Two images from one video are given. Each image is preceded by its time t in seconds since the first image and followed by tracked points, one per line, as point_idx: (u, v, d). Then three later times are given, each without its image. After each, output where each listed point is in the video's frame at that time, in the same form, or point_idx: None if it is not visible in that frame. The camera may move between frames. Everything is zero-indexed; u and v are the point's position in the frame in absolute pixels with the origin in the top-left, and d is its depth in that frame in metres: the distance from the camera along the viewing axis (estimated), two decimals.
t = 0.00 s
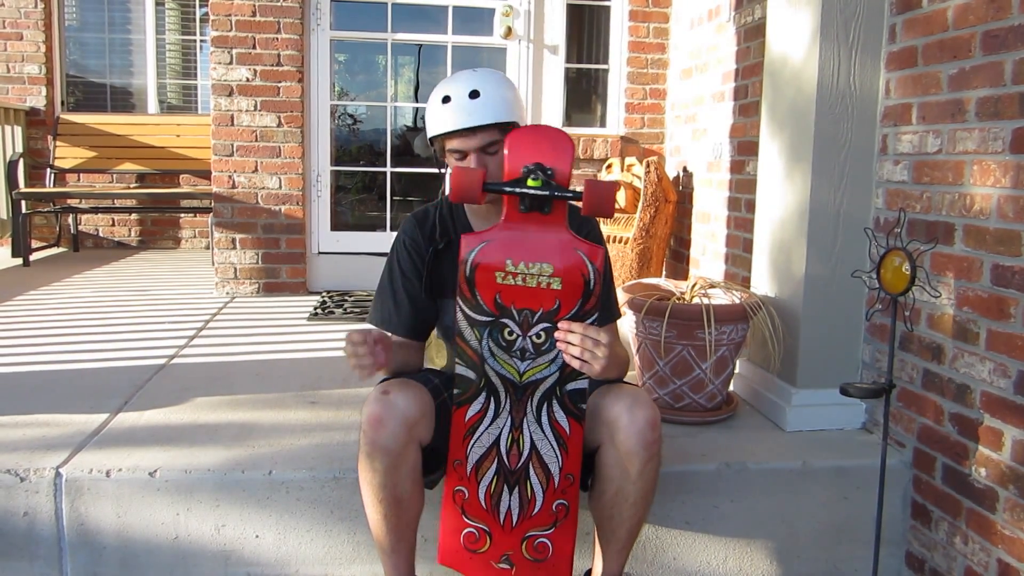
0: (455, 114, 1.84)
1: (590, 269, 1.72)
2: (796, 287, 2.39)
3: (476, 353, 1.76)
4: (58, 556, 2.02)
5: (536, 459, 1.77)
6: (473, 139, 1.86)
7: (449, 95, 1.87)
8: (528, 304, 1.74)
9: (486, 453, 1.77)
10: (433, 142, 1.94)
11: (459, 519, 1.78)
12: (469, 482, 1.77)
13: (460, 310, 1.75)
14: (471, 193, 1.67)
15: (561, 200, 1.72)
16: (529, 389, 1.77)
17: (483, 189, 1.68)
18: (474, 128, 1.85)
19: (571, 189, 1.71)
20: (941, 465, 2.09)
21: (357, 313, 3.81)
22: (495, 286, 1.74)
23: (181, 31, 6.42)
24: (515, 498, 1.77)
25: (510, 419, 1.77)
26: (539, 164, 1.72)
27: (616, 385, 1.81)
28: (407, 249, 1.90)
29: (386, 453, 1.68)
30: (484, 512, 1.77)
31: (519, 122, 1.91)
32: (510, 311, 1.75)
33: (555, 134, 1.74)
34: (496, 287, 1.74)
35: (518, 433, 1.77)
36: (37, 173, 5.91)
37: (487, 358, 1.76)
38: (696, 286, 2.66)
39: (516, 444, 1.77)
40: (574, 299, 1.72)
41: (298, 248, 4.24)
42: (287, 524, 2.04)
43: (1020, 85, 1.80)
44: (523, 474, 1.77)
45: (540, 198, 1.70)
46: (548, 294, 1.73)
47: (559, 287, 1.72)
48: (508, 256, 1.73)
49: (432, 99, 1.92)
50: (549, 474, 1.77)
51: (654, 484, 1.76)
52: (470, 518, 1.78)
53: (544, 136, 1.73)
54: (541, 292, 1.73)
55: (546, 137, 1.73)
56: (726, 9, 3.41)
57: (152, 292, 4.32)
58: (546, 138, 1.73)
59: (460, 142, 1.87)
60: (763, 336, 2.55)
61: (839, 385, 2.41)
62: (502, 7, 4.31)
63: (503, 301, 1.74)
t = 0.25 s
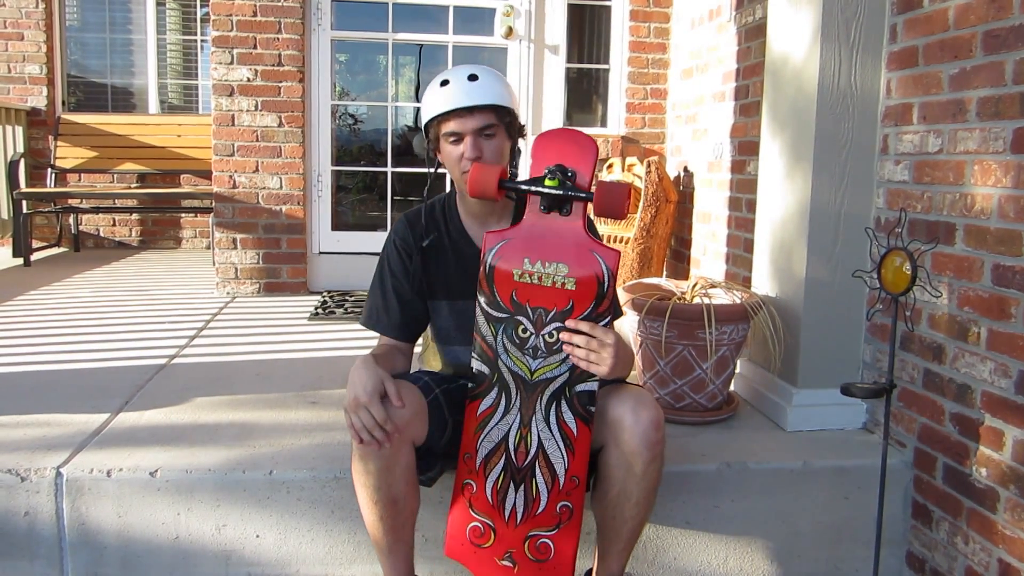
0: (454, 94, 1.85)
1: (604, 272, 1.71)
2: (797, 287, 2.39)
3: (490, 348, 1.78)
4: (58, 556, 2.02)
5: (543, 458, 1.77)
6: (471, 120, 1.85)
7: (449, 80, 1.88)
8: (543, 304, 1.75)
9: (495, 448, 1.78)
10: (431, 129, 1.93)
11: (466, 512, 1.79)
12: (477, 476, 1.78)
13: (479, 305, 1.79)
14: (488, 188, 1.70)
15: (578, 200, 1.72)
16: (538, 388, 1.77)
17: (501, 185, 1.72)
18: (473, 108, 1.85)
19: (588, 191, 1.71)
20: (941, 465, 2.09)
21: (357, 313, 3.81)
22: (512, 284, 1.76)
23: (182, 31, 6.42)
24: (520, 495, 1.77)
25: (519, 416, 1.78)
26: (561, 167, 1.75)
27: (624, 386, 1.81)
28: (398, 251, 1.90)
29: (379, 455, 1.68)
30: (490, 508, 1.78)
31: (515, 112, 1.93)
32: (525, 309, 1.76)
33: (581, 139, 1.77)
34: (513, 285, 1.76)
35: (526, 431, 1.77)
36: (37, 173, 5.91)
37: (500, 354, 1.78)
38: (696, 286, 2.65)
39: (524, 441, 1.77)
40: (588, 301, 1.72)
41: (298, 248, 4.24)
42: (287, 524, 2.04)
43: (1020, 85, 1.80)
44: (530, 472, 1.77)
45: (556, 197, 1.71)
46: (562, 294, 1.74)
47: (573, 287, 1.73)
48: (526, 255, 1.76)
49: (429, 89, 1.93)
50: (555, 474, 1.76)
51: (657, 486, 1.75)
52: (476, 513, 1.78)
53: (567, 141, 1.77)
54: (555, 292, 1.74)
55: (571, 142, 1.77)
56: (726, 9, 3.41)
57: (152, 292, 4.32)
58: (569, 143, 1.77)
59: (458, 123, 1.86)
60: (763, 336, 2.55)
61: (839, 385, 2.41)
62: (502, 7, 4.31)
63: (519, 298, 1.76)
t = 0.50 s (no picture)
0: (462, 85, 1.86)
1: (599, 271, 1.71)
2: (797, 286, 2.39)
3: (487, 347, 1.79)
4: (58, 556, 2.03)
5: (540, 458, 1.77)
6: (479, 111, 1.85)
7: (458, 72, 1.89)
8: (538, 303, 1.75)
9: (492, 448, 1.78)
10: (437, 123, 1.94)
11: (465, 511, 1.79)
12: (475, 475, 1.79)
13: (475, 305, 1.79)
14: (479, 187, 1.70)
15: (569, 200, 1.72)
16: (535, 386, 1.77)
17: (493, 184, 1.72)
18: (481, 100, 1.85)
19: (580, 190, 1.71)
20: (941, 465, 2.09)
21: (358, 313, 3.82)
22: (507, 283, 1.76)
23: (182, 31, 6.42)
24: (518, 494, 1.77)
25: (516, 415, 1.78)
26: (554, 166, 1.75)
27: (624, 387, 1.81)
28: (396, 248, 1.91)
29: (377, 453, 1.68)
30: (489, 507, 1.78)
31: (521, 110, 1.94)
32: (520, 308, 1.76)
33: (575, 138, 1.77)
34: (508, 284, 1.76)
35: (523, 430, 1.78)
36: (37, 173, 5.91)
37: (497, 353, 1.78)
38: (696, 286, 2.65)
39: (521, 440, 1.78)
40: (582, 301, 1.72)
41: (299, 248, 4.25)
42: (288, 524, 2.04)
43: (1021, 85, 1.80)
44: (527, 472, 1.77)
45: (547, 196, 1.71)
46: (557, 293, 1.74)
47: (568, 286, 1.73)
48: (521, 255, 1.76)
49: (437, 82, 1.94)
50: (552, 474, 1.76)
51: (657, 487, 1.75)
52: (475, 512, 1.78)
53: (563, 140, 1.77)
54: (549, 291, 1.74)
55: (566, 141, 1.77)
56: (726, 9, 3.41)
57: (153, 292, 4.32)
58: (564, 141, 1.77)
59: (464, 114, 1.86)
60: (763, 336, 2.55)
61: (839, 385, 2.40)
62: (502, 7, 4.31)
63: (514, 298, 1.76)
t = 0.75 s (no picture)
0: (464, 84, 1.86)
1: (601, 272, 1.71)
2: (798, 286, 2.39)
3: (489, 347, 1.79)
4: (59, 556, 2.03)
5: (542, 458, 1.77)
6: (482, 108, 1.86)
7: (462, 69, 1.89)
8: (541, 304, 1.75)
9: (494, 448, 1.78)
10: (441, 120, 1.94)
11: (467, 511, 1.79)
12: (477, 475, 1.79)
13: (478, 304, 1.80)
14: (482, 188, 1.71)
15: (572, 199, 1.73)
16: (537, 387, 1.77)
17: (496, 185, 1.73)
18: (484, 97, 1.85)
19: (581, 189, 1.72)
20: (942, 465, 2.09)
21: (358, 313, 3.82)
22: (509, 284, 1.76)
23: (182, 31, 6.42)
24: (520, 494, 1.77)
25: (518, 415, 1.78)
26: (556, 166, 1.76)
27: (622, 386, 1.81)
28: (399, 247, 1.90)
29: (378, 452, 1.68)
30: (490, 507, 1.78)
31: (524, 107, 1.93)
32: (522, 308, 1.76)
33: (576, 139, 1.78)
34: (511, 284, 1.76)
35: (525, 430, 1.78)
36: (37, 173, 5.91)
37: (499, 353, 1.78)
38: (697, 286, 2.65)
39: (523, 440, 1.78)
40: (585, 302, 1.72)
41: (299, 247, 4.25)
42: (288, 524, 2.05)
43: (1021, 85, 1.80)
44: (529, 472, 1.77)
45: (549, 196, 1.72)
46: (559, 294, 1.74)
47: (570, 286, 1.73)
48: (524, 255, 1.76)
49: (441, 79, 1.94)
50: (553, 474, 1.76)
51: (656, 487, 1.76)
52: (476, 512, 1.79)
53: (566, 140, 1.78)
54: (552, 292, 1.74)
55: (567, 141, 1.78)
56: (726, 9, 3.41)
57: (153, 292, 4.32)
58: (567, 142, 1.77)
59: (468, 111, 1.86)
60: (763, 336, 2.55)
61: (839, 385, 2.40)
62: (502, 7, 4.31)
63: (517, 298, 1.76)
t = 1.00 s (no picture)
0: (483, 77, 1.86)
1: (593, 269, 1.72)
2: (798, 286, 2.39)
3: (480, 349, 1.76)
4: (59, 556, 2.03)
5: (539, 457, 1.77)
6: (499, 102, 1.86)
7: (480, 63, 1.90)
8: (532, 303, 1.75)
9: (488, 450, 1.77)
10: (456, 108, 1.94)
11: (461, 515, 1.78)
12: (471, 478, 1.78)
13: (466, 307, 1.77)
14: (476, 188, 1.70)
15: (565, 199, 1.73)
16: (531, 386, 1.76)
17: (488, 185, 1.71)
18: (501, 92, 1.86)
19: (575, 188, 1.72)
20: (942, 465, 2.09)
21: (358, 313, 3.82)
22: (500, 284, 1.75)
23: (183, 31, 6.42)
24: (516, 494, 1.77)
25: (512, 416, 1.77)
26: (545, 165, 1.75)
27: (625, 384, 1.81)
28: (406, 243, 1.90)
29: (382, 453, 1.68)
30: (486, 509, 1.77)
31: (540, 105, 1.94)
32: (513, 308, 1.75)
33: (563, 137, 1.78)
34: (501, 285, 1.75)
35: (519, 430, 1.77)
36: (38, 173, 5.91)
37: (490, 354, 1.77)
38: (697, 286, 2.65)
39: (517, 441, 1.77)
40: (577, 299, 1.73)
41: (299, 248, 4.25)
42: (288, 524, 2.05)
43: (1021, 85, 1.80)
44: (525, 471, 1.77)
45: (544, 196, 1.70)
46: (551, 292, 1.74)
47: (562, 285, 1.73)
48: (514, 255, 1.74)
49: (459, 71, 1.94)
50: (550, 472, 1.76)
51: (659, 485, 1.76)
52: (471, 515, 1.78)
53: (554, 140, 1.78)
54: (544, 290, 1.74)
55: (555, 139, 1.78)
56: (727, 9, 3.41)
57: (153, 292, 4.32)
58: (555, 141, 1.78)
59: (484, 104, 1.87)
60: (763, 335, 2.54)
61: (840, 386, 2.40)
62: (503, 7, 4.32)
63: (508, 298, 1.75)
